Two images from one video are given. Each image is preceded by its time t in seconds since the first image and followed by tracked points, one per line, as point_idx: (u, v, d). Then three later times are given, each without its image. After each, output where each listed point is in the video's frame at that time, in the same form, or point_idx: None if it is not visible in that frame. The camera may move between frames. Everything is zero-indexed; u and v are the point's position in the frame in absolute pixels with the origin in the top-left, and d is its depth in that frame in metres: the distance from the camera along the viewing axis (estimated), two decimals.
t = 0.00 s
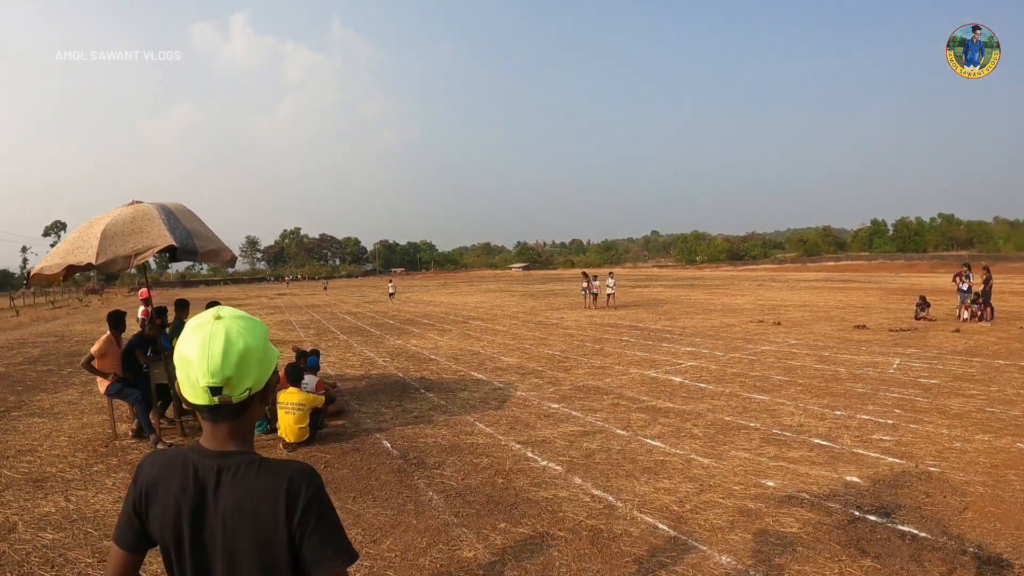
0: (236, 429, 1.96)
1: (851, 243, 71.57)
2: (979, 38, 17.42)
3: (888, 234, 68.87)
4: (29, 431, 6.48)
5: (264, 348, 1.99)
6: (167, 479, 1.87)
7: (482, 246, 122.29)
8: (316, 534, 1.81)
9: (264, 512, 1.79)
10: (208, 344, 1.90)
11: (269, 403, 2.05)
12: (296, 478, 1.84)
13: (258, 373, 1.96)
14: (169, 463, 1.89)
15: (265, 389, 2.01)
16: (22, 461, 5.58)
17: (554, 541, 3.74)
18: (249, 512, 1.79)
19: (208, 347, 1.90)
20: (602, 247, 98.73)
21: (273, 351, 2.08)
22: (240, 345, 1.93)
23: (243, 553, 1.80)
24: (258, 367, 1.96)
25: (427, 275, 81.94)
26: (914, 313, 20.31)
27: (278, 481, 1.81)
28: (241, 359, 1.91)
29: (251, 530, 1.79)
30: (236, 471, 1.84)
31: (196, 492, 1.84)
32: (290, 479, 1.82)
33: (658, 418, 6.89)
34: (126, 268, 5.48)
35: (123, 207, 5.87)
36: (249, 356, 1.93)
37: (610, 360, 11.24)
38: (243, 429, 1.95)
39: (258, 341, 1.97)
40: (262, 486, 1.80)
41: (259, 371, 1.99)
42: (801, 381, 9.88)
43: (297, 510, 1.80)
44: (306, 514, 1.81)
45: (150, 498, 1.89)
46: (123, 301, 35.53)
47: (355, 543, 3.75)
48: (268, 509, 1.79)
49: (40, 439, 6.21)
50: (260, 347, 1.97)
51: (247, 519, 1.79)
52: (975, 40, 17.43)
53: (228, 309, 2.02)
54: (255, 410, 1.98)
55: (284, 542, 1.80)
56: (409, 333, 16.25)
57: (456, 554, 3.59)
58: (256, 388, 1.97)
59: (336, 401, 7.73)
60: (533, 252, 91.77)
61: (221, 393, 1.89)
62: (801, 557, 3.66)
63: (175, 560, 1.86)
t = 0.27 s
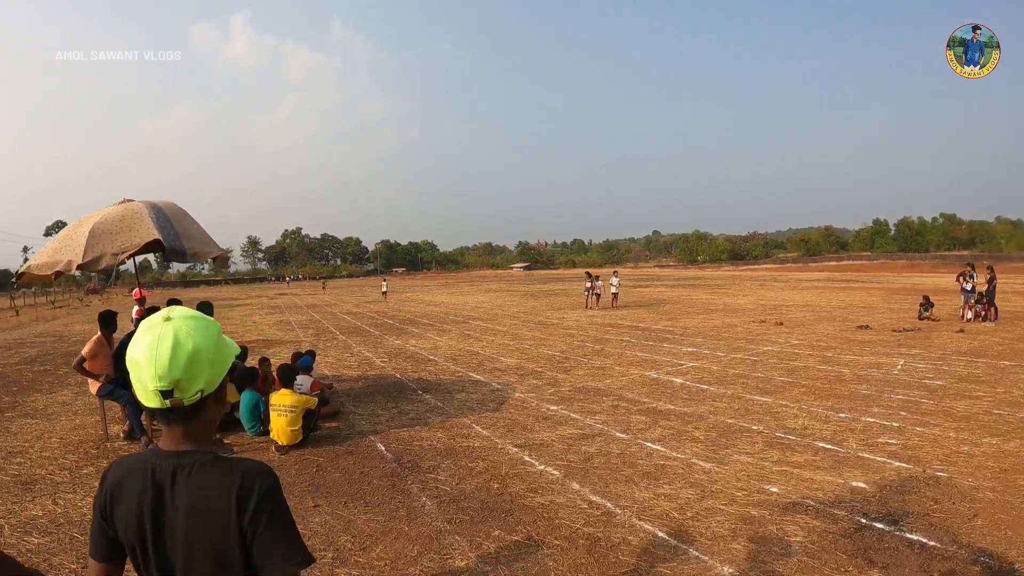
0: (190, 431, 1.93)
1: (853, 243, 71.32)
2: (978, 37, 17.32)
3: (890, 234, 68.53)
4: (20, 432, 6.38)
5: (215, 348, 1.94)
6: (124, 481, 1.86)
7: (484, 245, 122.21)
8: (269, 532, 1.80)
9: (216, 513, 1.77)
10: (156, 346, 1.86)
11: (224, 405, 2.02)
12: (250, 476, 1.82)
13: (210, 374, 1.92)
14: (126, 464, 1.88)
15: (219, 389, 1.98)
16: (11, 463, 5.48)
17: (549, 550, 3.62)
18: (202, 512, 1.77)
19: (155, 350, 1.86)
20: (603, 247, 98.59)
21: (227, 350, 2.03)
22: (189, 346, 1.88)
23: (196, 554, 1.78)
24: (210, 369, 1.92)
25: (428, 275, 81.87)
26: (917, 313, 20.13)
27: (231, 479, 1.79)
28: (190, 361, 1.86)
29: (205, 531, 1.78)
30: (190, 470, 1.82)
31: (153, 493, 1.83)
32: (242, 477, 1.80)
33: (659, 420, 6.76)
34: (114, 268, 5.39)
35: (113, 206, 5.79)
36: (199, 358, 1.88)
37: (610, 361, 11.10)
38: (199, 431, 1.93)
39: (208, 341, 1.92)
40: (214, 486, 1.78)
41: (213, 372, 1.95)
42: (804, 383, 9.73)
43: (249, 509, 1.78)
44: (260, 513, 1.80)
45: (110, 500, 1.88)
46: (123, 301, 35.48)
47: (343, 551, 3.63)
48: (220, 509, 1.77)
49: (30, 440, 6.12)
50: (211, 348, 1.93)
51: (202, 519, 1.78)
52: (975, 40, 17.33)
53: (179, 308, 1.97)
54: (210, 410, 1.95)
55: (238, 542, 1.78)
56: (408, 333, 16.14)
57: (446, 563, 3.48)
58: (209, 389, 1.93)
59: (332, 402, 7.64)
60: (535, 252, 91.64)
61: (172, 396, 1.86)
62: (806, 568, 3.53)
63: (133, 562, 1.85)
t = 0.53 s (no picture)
0: (147, 441, 2.01)
1: (856, 244, 70.93)
2: (979, 39, 17.23)
3: (893, 234, 68.10)
4: (12, 435, 6.30)
5: (163, 360, 1.99)
6: (93, 487, 1.97)
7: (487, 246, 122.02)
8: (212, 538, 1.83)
9: (166, 518, 1.84)
10: (104, 359, 1.91)
11: (181, 415, 2.09)
12: (198, 483, 1.86)
13: (158, 386, 1.97)
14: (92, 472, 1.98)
15: (173, 399, 2.05)
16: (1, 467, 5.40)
17: (546, 563, 3.55)
18: (152, 518, 1.84)
19: (102, 363, 1.90)
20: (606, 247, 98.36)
21: (178, 359, 2.08)
22: (136, 358, 1.93)
23: (150, 559, 1.85)
24: (158, 380, 1.97)
25: (431, 275, 81.75)
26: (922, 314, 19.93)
27: (179, 485, 1.86)
28: (137, 374, 1.91)
29: (158, 536, 1.84)
30: (143, 477, 1.90)
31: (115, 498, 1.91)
32: (189, 483, 1.86)
33: (661, 425, 6.63)
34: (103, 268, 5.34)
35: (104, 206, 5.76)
36: (146, 370, 1.93)
37: (612, 363, 10.96)
38: (153, 439, 2.00)
39: (155, 353, 1.97)
40: (163, 492, 1.86)
41: (163, 383, 2.00)
42: (809, 386, 9.57)
43: (193, 514, 1.83)
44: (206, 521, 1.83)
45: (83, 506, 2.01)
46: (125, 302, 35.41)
47: (333, 562, 3.59)
48: (168, 515, 1.83)
49: (22, 444, 6.03)
50: (159, 360, 1.97)
51: (154, 525, 1.84)
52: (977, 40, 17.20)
53: (127, 321, 2.02)
54: (163, 420, 2.02)
55: (186, 548, 1.82)
56: (409, 334, 16.02)
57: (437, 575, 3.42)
58: (159, 400, 1.99)
59: (328, 406, 7.56)
60: (537, 252, 91.45)
61: (121, 408, 1.91)
62: None
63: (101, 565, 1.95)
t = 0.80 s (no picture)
0: (140, 440, 1.95)
1: (861, 243, 70.52)
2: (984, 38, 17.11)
3: (898, 234, 67.66)
4: (12, 436, 6.26)
5: (155, 359, 1.93)
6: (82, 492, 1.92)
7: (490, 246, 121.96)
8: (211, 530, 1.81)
9: (162, 514, 1.81)
10: (94, 358, 1.85)
11: (173, 414, 2.03)
12: (193, 474, 1.84)
13: (150, 386, 1.91)
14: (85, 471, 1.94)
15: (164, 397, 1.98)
16: None
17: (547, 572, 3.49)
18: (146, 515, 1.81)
19: (92, 362, 1.84)
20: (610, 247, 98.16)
21: (171, 359, 2.02)
22: (126, 357, 1.87)
23: (146, 558, 1.82)
24: (149, 379, 1.90)
25: (435, 275, 81.76)
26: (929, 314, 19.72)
27: (173, 480, 1.83)
28: (127, 373, 1.85)
29: (155, 533, 1.81)
30: (135, 474, 1.85)
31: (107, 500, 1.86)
32: (183, 477, 1.83)
33: (666, 428, 6.54)
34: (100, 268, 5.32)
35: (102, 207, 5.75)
36: (136, 369, 1.87)
37: (616, 365, 10.86)
38: (146, 439, 1.94)
39: (147, 352, 1.91)
40: (157, 488, 1.82)
41: (155, 382, 1.93)
42: (815, 388, 9.44)
43: (189, 508, 1.80)
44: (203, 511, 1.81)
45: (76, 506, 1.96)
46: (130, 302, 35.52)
47: (329, 569, 3.58)
48: (163, 511, 1.80)
49: (20, 445, 5.99)
50: (151, 359, 1.91)
51: (150, 522, 1.81)
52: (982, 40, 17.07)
53: (119, 319, 1.96)
54: (155, 419, 1.96)
55: (185, 541, 1.80)
56: (412, 335, 15.96)
57: None
58: (150, 399, 1.92)
59: (330, 407, 7.51)
60: (541, 252, 91.32)
61: (112, 407, 1.85)
62: None
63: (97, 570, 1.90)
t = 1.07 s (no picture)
0: (139, 440, 1.91)
1: (866, 242, 70.12)
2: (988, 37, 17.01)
3: (903, 233, 67.24)
4: (12, 437, 6.24)
5: (152, 358, 1.86)
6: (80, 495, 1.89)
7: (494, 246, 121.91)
8: (208, 535, 1.75)
9: (159, 518, 1.77)
10: (87, 357, 1.81)
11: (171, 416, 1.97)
12: (189, 478, 1.79)
13: (145, 385, 1.85)
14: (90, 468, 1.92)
15: (162, 398, 1.93)
16: None
17: None
18: (142, 517, 1.77)
19: (86, 361, 1.80)
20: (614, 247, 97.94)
21: (172, 356, 1.95)
22: (120, 356, 1.82)
23: (145, 562, 1.77)
24: (144, 379, 1.85)
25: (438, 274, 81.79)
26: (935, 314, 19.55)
27: (170, 483, 1.78)
28: (120, 372, 1.80)
29: (152, 538, 1.76)
30: (134, 474, 1.82)
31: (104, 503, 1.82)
32: (179, 481, 1.78)
33: (670, 429, 6.47)
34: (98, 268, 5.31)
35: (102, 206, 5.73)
36: (129, 369, 1.81)
37: (620, 365, 10.79)
38: (143, 439, 1.91)
39: (142, 351, 1.85)
40: (155, 490, 1.77)
41: (152, 381, 1.88)
42: (821, 388, 9.34)
43: (185, 513, 1.75)
44: (199, 516, 1.75)
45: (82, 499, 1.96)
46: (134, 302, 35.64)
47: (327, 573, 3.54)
48: (160, 513, 1.76)
49: (20, 445, 5.98)
50: (146, 358, 1.85)
51: (147, 526, 1.76)
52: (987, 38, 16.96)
53: (116, 316, 1.91)
54: (152, 419, 1.91)
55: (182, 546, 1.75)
56: (415, 334, 15.92)
57: None
58: (146, 399, 1.87)
59: (332, 407, 7.47)
60: (545, 251, 91.19)
61: (107, 407, 1.81)
62: None
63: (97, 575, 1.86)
